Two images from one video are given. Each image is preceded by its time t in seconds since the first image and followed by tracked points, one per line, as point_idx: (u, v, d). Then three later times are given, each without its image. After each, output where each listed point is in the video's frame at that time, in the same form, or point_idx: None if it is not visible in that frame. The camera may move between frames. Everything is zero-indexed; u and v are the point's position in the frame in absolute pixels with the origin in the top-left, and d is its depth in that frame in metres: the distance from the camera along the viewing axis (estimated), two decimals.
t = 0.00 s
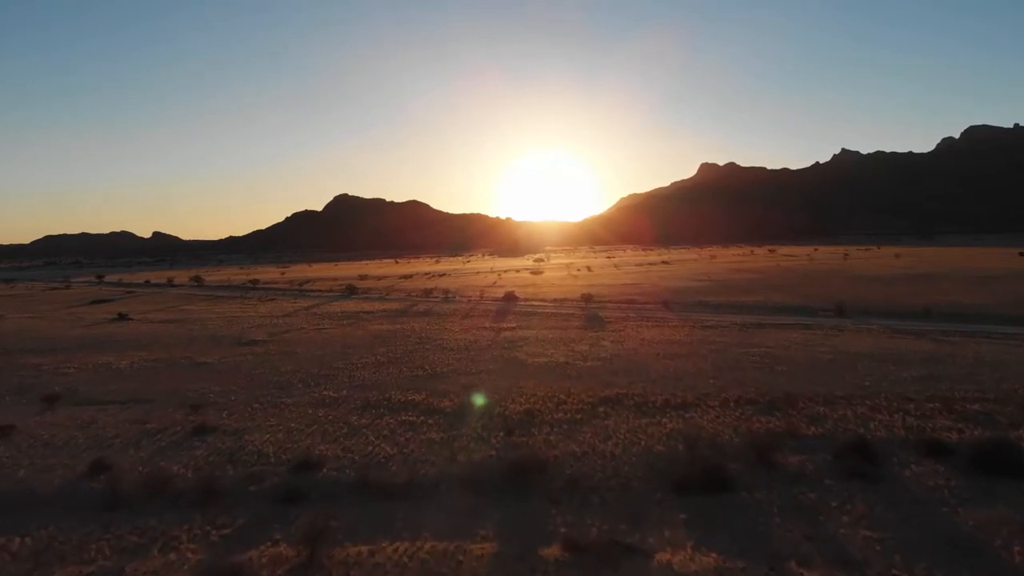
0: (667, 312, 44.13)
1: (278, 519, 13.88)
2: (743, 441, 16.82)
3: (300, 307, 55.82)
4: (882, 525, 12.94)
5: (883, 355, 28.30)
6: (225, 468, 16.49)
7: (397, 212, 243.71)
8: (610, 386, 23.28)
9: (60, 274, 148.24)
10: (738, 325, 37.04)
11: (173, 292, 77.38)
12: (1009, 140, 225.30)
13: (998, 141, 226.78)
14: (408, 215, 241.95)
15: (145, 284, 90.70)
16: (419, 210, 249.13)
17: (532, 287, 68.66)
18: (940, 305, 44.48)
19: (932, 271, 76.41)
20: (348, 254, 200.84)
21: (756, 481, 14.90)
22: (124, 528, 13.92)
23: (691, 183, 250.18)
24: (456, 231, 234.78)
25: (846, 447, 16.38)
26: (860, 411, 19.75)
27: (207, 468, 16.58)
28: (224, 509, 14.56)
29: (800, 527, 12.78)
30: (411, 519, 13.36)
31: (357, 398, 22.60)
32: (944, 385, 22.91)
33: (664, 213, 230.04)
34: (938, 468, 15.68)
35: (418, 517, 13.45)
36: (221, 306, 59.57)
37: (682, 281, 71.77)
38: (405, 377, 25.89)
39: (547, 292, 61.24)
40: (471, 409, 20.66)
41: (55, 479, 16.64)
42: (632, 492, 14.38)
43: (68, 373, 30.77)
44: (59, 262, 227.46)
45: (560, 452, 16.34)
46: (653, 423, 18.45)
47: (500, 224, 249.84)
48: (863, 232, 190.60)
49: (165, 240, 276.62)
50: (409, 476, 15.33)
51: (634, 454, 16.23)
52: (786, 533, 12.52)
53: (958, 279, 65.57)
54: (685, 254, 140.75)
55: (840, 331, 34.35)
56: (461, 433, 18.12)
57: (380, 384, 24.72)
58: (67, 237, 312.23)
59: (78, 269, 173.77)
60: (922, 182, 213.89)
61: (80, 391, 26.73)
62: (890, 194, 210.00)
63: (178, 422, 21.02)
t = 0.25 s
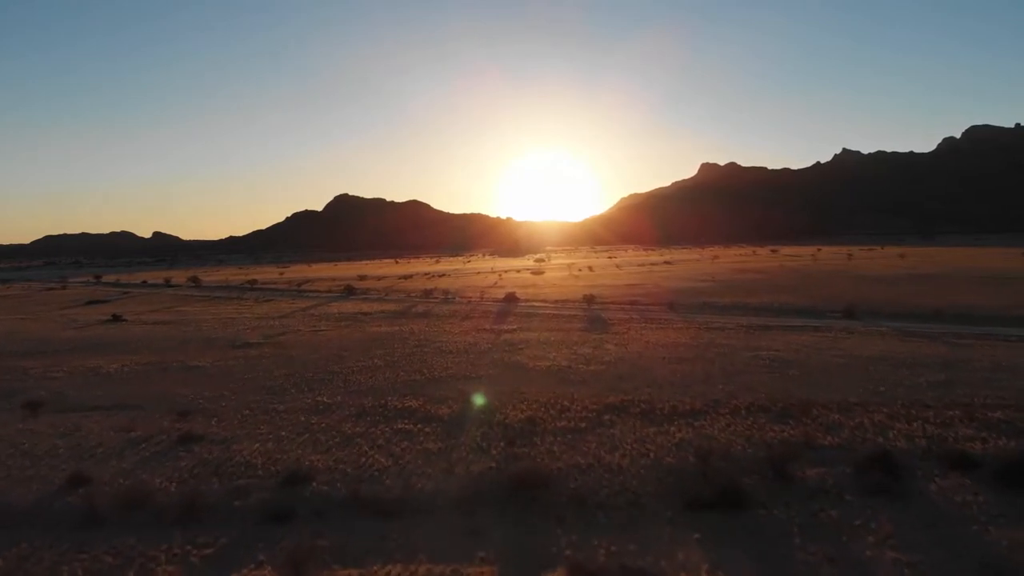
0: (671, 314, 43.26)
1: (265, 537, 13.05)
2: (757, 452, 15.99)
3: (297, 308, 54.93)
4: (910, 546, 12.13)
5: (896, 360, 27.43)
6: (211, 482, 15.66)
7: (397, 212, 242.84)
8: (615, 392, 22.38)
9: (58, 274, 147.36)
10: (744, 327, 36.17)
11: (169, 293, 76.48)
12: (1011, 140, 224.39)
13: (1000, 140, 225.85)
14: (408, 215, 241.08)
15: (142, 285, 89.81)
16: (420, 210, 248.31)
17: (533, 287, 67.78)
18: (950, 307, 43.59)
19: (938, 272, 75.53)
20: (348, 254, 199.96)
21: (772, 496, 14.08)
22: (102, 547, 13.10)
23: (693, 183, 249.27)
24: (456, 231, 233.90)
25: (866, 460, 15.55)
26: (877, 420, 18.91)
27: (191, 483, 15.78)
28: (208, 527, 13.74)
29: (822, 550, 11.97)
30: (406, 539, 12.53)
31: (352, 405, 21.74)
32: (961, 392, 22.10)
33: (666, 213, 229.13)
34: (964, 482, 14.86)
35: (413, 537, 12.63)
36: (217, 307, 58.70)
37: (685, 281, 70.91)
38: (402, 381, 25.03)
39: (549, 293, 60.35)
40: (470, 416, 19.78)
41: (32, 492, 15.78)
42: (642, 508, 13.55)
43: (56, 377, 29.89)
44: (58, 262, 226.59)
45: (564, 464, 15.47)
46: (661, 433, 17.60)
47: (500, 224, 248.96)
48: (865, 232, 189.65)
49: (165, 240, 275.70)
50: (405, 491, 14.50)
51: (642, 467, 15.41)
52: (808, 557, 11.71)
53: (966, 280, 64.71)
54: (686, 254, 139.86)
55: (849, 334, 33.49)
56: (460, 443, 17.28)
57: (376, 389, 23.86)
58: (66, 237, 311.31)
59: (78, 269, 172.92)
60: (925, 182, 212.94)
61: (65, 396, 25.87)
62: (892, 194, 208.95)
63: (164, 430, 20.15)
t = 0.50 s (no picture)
0: (675, 315, 42.52)
1: (250, 555, 12.33)
2: (769, 462, 15.26)
3: (294, 309, 54.20)
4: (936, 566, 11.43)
5: (907, 363, 26.69)
6: (196, 494, 14.94)
7: (397, 212, 242.13)
8: (619, 396, 21.64)
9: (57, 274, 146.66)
10: (749, 328, 35.42)
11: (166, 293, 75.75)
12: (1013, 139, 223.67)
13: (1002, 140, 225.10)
14: (408, 215, 240.41)
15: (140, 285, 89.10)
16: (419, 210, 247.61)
17: (534, 288, 67.05)
18: (958, 308, 42.83)
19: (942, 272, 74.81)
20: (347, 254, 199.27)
21: (787, 510, 13.36)
22: (79, 565, 12.39)
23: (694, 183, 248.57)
24: (456, 230, 233.21)
25: (884, 471, 14.83)
26: (892, 427, 18.18)
27: (176, 495, 15.05)
28: (193, 543, 13.01)
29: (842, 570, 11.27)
30: (401, 558, 11.81)
31: (346, 410, 21.01)
32: (977, 397, 21.37)
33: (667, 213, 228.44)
34: (989, 494, 14.14)
35: (409, 555, 11.91)
36: (213, 308, 57.97)
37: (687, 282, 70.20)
38: (400, 386, 24.29)
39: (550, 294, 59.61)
40: (470, 422, 19.03)
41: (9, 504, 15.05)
42: (650, 523, 12.83)
43: (44, 380, 29.13)
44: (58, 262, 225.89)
45: (567, 475, 14.74)
46: (669, 441, 16.86)
47: (501, 224, 248.29)
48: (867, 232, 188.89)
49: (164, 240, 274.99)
50: (400, 504, 13.78)
51: (650, 478, 14.68)
52: None
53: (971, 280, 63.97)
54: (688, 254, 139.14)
55: (857, 336, 32.74)
56: (458, 452, 16.56)
57: (372, 394, 23.13)
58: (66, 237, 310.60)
59: (76, 269, 172.10)
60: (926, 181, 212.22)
61: (53, 401, 25.13)
62: (894, 193, 208.19)
63: (151, 438, 19.42)
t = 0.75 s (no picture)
0: (678, 316, 41.73)
1: None
2: (784, 475, 14.52)
3: (292, 310, 53.45)
4: None
5: (920, 367, 25.91)
6: (181, 507, 14.23)
7: (397, 212, 241.41)
8: (623, 402, 20.87)
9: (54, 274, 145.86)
10: (755, 330, 34.67)
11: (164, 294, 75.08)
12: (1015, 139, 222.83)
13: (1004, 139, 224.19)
14: (408, 215, 239.69)
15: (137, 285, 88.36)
16: (420, 210, 246.88)
17: (534, 288, 66.30)
18: (967, 309, 42.01)
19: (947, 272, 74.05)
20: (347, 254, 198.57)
21: (803, 526, 12.64)
22: None
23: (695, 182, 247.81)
24: (457, 230, 232.49)
25: (905, 484, 14.12)
26: (909, 435, 17.44)
27: (159, 509, 14.31)
28: (174, 560, 12.31)
29: None
30: None
31: (341, 416, 20.28)
32: (994, 403, 20.63)
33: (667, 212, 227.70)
34: (1016, 507, 13.44)
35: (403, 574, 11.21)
36: (210, 309, 57.21)
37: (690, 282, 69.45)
38: (397, 390, 23.53)
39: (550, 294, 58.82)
40: (469, 429, 18.28)
41: None
42: (659, 541, 12.09)
43: (33, 384, 28.38)
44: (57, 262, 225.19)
45: (571, 488, 13.99)
46: (676, 450, 16.14)
47: (501, 224, 247.55)
48: (868, 231, 188.10)
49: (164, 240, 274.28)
50: (393, 518, 13.07)
51: (657, 491, 13.95)
52: None
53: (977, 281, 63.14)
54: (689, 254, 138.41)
55: (866, 338, 31.97)
56: (456, 460, 15.85)
57: (369, 399, 22.36)
58: (65, 237, 309.88)
59: (75, 269, 171.30)
60: (928, 181, 211.41)
61: (39, 406, 24.40)
62: (896, 193, 207.30)
63: (138, 445, 18.70)
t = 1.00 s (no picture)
0: (681, 317, 41.03)
1: None
2: (800, 488, 13.77)
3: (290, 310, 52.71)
4: None
5: (932, 370, 25.19)
6: (163, 522, 13.48)
7: (397, 212, 240.81)
8: (628, 408, 20.09)
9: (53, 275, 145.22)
10: (761, 332, 33.97)
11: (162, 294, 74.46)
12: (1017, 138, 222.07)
13: (1006, 139, 223.46)
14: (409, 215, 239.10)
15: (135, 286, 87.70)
16: (420, 209, 246.26)
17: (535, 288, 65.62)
18: (975, 310, 41.31)
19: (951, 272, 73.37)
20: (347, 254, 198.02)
21: (822, 543, 11.91)
22: None
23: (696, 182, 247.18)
24: (457, 230, 231.84)
25: (928, 497, 13.38)
26: (927, 444, 16.70)
27: (141, 523, 13.57)
28: None
29: None
30: None
31: (336, 423, 19.55)
32: (1012, 408, 19.89)
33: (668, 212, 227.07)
34: None
35: None
36: (207, 310, 56.49)
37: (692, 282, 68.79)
38: (394, 395, 22.78)
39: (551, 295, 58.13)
40: (467, 437, 17.52)
41: None
42: (670, 560, 11.33)
43: (21, 388, 27.65)
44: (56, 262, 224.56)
45: (575, 502, 13.23)
46: (684, 460, 15.40)
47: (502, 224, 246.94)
48: (870, 230, 187.39)
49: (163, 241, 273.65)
50: (387, 535, 12.33)
51: (667, 505, 13.20)
52: None
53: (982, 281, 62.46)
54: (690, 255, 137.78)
55: (874, 340, 31.27)
56: (454, 471, 15.11)
57: (364, 404, 21.62)
58: (65, 237, 309.30)
59: (76, 268, 170.75)
60: (930, 181, 210.69)
61: (25, 411, 23.65)
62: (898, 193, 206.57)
63: (124, 454, 17.97)
